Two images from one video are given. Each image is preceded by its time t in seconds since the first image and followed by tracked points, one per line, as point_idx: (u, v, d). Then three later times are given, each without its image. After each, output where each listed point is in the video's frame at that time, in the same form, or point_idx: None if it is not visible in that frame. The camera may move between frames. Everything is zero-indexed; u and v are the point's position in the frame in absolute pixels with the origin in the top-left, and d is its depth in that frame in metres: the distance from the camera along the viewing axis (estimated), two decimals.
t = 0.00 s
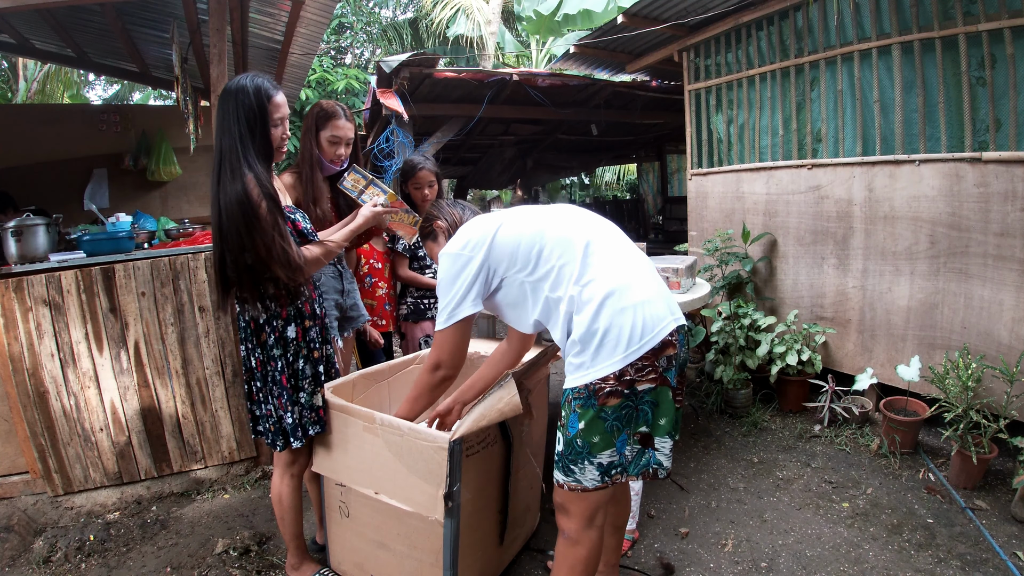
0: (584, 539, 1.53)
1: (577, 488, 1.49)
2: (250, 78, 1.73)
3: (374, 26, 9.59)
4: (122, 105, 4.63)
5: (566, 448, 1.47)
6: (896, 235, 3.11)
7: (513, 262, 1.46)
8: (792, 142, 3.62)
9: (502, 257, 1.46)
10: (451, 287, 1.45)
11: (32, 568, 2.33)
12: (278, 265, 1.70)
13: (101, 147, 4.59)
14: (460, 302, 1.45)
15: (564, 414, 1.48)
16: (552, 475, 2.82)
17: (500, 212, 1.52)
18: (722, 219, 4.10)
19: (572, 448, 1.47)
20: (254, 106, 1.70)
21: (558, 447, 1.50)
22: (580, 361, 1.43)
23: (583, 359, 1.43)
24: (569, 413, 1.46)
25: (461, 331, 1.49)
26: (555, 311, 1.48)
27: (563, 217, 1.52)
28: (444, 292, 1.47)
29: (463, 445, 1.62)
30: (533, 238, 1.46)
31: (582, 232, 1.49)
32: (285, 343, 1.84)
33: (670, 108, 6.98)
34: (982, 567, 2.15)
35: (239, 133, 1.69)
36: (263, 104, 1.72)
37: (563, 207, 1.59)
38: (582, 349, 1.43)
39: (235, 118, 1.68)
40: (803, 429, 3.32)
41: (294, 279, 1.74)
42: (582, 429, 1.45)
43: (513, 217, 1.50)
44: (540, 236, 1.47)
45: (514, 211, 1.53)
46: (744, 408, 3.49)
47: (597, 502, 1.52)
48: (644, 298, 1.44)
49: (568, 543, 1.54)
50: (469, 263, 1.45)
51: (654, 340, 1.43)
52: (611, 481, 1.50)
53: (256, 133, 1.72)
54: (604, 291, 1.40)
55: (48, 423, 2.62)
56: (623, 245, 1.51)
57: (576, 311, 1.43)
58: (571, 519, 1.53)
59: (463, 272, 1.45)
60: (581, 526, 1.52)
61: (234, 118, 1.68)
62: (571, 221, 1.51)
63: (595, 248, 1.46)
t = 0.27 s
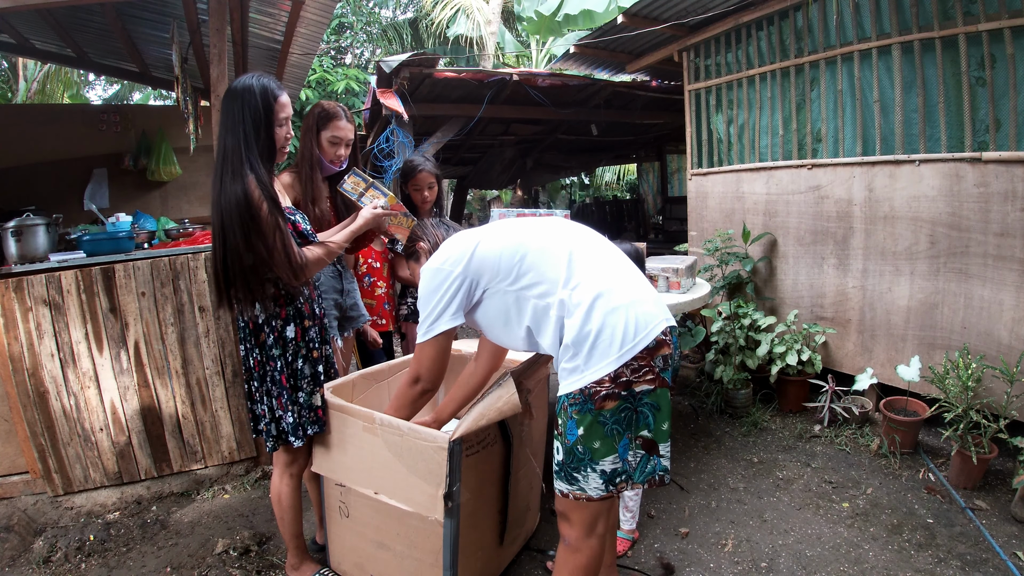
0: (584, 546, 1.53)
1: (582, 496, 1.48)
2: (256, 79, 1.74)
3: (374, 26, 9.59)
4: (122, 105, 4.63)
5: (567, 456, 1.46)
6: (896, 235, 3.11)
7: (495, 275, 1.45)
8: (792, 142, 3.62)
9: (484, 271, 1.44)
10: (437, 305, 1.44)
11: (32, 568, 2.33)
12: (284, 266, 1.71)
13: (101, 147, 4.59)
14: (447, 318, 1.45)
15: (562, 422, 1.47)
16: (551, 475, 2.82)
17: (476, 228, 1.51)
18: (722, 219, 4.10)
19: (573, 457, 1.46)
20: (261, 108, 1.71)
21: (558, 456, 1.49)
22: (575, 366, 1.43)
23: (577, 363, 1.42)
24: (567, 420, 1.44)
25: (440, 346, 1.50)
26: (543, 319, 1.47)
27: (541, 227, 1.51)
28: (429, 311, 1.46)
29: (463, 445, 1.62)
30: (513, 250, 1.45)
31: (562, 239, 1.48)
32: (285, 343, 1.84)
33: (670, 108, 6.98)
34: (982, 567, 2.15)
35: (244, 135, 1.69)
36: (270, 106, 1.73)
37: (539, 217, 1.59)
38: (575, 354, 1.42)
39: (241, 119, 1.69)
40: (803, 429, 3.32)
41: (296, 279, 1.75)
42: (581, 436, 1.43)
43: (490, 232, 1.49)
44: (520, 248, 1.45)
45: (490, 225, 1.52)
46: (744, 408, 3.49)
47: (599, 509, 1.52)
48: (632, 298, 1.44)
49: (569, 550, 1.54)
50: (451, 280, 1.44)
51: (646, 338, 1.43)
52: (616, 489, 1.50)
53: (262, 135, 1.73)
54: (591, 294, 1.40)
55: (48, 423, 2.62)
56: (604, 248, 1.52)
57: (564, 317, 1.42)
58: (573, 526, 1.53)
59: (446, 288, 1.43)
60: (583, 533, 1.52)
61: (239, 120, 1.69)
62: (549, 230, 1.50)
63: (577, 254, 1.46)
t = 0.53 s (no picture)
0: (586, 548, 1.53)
1: (587, 497, 1.49)
2: (267, 78, 1.74)
3: (374, 26, 9.59)
4: (122, 105, 4.63)
5: (571, 458, 1.47)
6: (896, 235, 3.11)
7: (491, 279, 1.42)
8: (792, 142, 3.62)
9: (480, 276, 1.42)
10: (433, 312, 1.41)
11: (32, 568, 2.33)
12: (290, 266, 1.73)
13: (101, 147, 4.59)
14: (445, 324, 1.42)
15: (564, 424, 1.47)
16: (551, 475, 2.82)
17: (468, 231, 1.48)
18: (722, 219, 4.10)
19: (578, 458, 1.47)
20: (273, 108, 1.72)
21: (561, 458, 1.50)
22: (577, 367, 1.42)
23: (579, 365, 1.42)
24: (570, 422, 1.45)
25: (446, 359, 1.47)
26: (541, 323, 1.46)
27: (534, 229, 1.50)
28: (426, 319, 1.43)
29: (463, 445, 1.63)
30: (509, 254, 1.43)
31: (557, 241, 1.47)
32: (285, 343, 1.84)
33: (670, 108, 6.98)
34: (982, 567, 2.15)
35: (254, 133, 1.69)
36: (280, 106, 1.74)
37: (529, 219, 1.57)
38: (577, 356, 1.42)
39: (253, 117, 1.69)
40: (803, 429, 3.32)
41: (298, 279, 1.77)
42: (584, 437, 1.45)
43: (484, 235, 1.46)
44: (516, 251, 1.43)
45: (483, 229, 1.49)
46: (744, 408, 3.49)
47: (600, 511, 1.53)
48: (630, 298, 1.45)
49: (572, 551, 1.54)
50: (447, 286, 1.40)
51: (647, 337, 1.44)
52: (622, 489, 1.50)
53: (272, 135, 1.74)
54: (591, 296, 1.40)
55: (48, 423, 2.62)
56: (597, 249, 1.52)
57: (564, 319, 1.41)
58: (575, 528, 1.53)
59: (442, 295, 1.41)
60: (585, 535, 1.53)
61: (250, 118, 1.69)
62: (543, 233, 1.49)
63: (573, 256, 1.45)
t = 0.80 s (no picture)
0: (587, 545, 1.53)
1: (587, 494, 1.49)
2: (286, 80, 1.76)
3: (374, 26, 9.60)
4: (122, 105, 4.63)
5: (573, 456, 1.47)
6: (896, 235, 3.11)
7: (492, 278, 1.42)
8: (792, 142, 3.62)
9: (481, 275, 1.42)
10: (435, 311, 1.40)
11: (32, 568, 2.33)
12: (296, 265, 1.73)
13: (102, 147, 4.59)
14: (446, 326, 1.40)
15: (566, 423, 1.47)
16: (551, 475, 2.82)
17: (469, 230, 1.48)
18: (722, 219, 4.10)
19: (579, 456, 1.47)
20: (291, 110, 1.74)
21: (562, 456, 1.49)
22: (578, 366, 1.42)
23: (580, 364, 1.42)
24: (572, 421, 1.45)
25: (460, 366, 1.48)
26: (542, 322, 1.46)
27: (534, 227, 1.50)
28: (427, 318, 1.42)
29: (463, 445, 1.63)
30: (511, 252, 1.43)
31: (557, 240, 1.47)
32: (286, 340, 1.84)
33: (670, 108, 6.98)
34: (982, 567, 2.15)
35: (274, 134, 1.72)
36: (297, 108, 1.75)
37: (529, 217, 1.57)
38: (578, 355, 1.42)
39: (271, 117, 1.71)
40: (803, 429, 3.32)
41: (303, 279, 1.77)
42: (587, 434, 1.45)
43: (485, 234, 1.46)
44: (517, 250, 1.43)
45: (483, 227, 1.49)
46: (744, 408, 3.49)
47: (601, 507, 1.52)
48: (630, 297, 1.45)
49: (574, 548, 1.53)
50: (449, 285, 1.40)
51: (646, 335, 1.44)
52: (622, 484, 1.51)
53: (288, 135, 1.75)
54: (592, 295, 1.40)
55: (48, 423, 2.62)
56: (597, 248, 1.52)
57: (565, 318, 1.41)
58: (575, 525, 1.53)
59: (444, 294, 1.40)
60: (585, 531, 1.52)
61: (268, 117, 1.71)
62: (543, 231, 1.49)
63: (574, 255, 1.45)
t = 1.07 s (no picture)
0: (583, 541, 1.53)
1: (578, 490, 1.49)
2: (292, 80, 1.77)
3: (374, 26, 9.60)
4: (122, 105, 4.63)
5: (565, 451, 1.47)
6: (896, 235, 3.12)
7: (492, 273, 1.43)
8: (792, 142, 3.62)
9: (481, 270, 1.42)
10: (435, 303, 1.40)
11: (32, 568, 2.33)
12: (304, 262, 1.74)
13: (102, 147, 4.59)
14: (444, 320, 1.40)
15: (559, 418, 1.47)
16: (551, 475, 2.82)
17: (471, 223, 1.48)
18: (722, 219, 4.10)
19: (571, 452, 1.47)
20: (297, 109, 1.75)
21: (555, 451, 1.50)
22: (572, 363, 1.43)
23: (574, 361, 1.42)
24: (565, 416, 1.45)
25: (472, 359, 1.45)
26: (540, 317, 1.47)
27: (536, 222, 1.50)
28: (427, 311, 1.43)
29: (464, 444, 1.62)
30: (511, 247, 1.43)
31: (558, 236, 1.47)
32: (286, 339, 1.83)
33: (670, 108, 6.98)
34: (982, 567, 2.15)
35: (281, 132, 1.73)
36: (302, 106, 1.77)
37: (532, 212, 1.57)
38: (573, 352, 1.42)
39: (277, 116, 1.72)
40: (803, 429, 3.32)
41: (310, 275, 1.78)
42: (579, 431, 1.45)
43: (486, 228, 1.46)
44: (518, 245, 1.43)
45: (486, 220, 1.50)
46: (744, 408, 3.49)
47: (596, 504, 1.52)
48: (627, 296, 1.45)
49: (569, 545, 1.53)
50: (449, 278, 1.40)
51: (642, 335, 1.44)
52: (613, 482, 1.50)
53: (296, 133, 1.77)
54: (589, 293, 1.40)
55: (48, 423, 2.62)
56: (598, 245, 1.52)
57: (562, 314, 1.42)
58: (571, 522, 1.53)
59: (444, 288, 1.39)
60: (582, 527, 1.52)
61: (275, 116, 1.72)
62: (545, 226, 1.49)
63: (573, 252, 1.45)
